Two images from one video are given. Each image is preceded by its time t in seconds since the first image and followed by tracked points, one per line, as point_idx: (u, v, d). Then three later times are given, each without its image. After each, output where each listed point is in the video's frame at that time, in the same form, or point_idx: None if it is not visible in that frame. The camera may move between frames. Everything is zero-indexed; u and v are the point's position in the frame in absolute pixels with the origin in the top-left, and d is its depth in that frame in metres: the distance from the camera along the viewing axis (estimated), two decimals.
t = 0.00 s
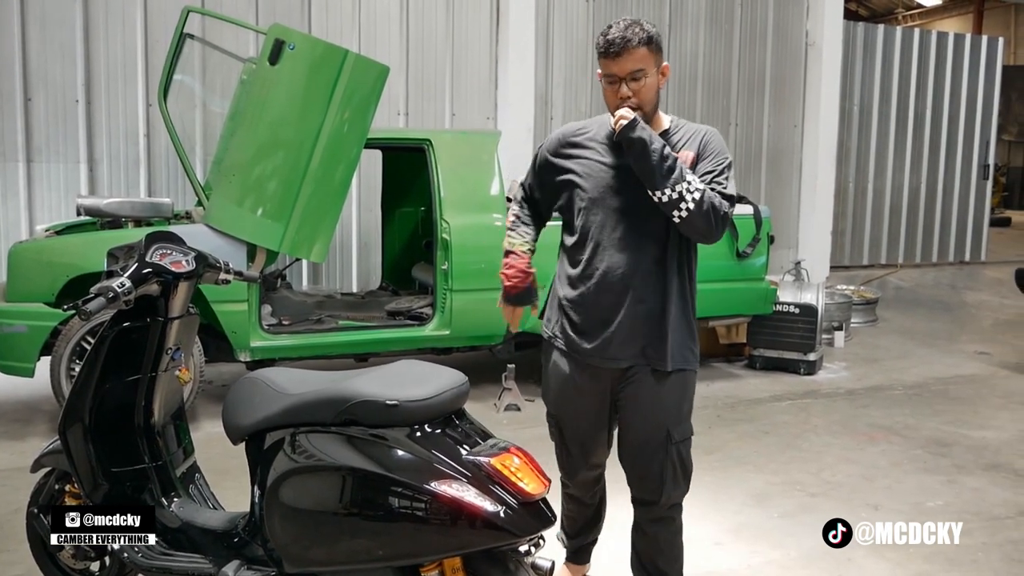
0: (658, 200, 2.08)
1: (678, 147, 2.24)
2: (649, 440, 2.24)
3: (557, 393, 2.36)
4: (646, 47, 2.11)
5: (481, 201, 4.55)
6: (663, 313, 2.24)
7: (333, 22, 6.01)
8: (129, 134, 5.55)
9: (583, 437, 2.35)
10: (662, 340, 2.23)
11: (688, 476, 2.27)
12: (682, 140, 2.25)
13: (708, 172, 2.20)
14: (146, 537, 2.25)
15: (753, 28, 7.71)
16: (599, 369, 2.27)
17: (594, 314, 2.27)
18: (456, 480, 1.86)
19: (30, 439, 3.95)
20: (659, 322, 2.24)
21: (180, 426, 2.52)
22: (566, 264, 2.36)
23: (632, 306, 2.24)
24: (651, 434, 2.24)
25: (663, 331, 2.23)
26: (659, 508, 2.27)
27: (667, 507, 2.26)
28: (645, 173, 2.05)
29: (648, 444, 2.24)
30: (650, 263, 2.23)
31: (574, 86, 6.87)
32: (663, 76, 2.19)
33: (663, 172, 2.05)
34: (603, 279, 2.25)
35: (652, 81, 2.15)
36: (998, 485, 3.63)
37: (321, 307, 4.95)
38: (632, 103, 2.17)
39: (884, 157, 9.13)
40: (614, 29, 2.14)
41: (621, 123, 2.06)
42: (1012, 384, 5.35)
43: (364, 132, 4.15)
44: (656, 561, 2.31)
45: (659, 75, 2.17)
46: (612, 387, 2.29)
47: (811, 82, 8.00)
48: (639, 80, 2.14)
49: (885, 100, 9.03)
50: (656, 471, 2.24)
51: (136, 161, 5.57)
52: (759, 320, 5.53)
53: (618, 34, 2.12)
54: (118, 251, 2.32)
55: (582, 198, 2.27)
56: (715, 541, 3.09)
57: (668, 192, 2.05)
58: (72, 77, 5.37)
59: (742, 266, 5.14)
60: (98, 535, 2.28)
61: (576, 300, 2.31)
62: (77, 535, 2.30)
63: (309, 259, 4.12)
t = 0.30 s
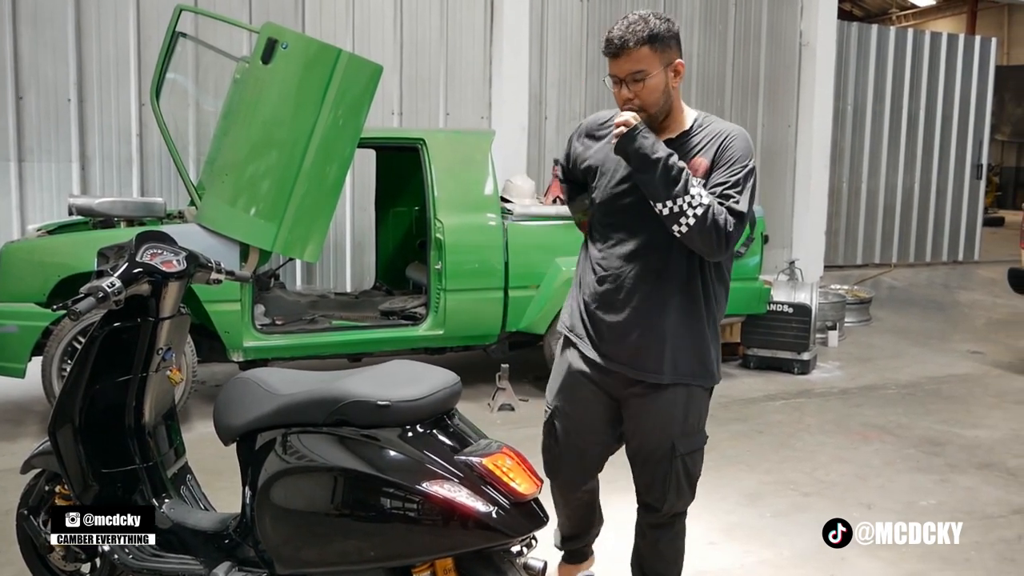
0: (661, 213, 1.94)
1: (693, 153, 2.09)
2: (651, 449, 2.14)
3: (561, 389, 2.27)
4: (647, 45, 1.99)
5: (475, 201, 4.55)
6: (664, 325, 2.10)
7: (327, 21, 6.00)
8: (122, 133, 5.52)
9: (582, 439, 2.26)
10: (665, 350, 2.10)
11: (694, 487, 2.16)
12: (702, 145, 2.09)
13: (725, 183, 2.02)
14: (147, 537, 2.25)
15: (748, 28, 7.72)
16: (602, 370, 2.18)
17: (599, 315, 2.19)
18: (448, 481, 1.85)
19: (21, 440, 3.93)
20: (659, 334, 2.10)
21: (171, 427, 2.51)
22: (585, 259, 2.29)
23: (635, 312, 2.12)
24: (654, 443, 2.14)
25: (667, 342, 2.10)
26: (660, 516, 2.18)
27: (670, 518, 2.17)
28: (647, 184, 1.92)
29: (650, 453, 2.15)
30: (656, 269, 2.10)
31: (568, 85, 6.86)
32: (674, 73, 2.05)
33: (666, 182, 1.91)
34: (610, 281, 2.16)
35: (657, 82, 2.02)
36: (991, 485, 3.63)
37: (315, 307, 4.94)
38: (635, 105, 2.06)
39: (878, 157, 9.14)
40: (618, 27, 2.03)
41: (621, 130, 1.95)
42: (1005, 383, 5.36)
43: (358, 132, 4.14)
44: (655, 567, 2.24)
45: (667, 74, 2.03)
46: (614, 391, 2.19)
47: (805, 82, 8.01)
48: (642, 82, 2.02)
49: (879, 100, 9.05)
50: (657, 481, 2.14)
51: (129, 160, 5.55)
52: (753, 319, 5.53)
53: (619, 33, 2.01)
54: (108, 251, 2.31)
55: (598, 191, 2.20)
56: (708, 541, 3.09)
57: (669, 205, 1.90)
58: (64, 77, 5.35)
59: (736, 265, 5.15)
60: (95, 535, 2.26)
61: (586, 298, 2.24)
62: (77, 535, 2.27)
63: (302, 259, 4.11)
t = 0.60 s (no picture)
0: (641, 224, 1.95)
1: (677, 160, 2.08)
2: (640, 454, 2.15)
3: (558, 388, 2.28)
4: (624, 48, 2.00)
5: (467, 202, 4.55)
6: (651, 330, 2.10)
7: (317, 22, 5.99)
8: (112, 134, 5.50)
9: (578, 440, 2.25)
10: (652, 358, 2.10)
11: (682, 493, 2.18)
12: (687, 151, 2.08)
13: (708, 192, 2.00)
14: (147, 537, 2.24)
15: (739, 29, 7.74)
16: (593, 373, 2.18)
17: (590, 319, 2.19)
18: (440, 483, 1.85)
19: (11, 442, 3.92)
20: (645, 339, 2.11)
21: (161, 429, 2.51)
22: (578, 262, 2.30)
23: (622, 318, 2.13)
24: (643, 449, 2.15)
25: (654, 349, 2.10)
26: (650, 521, 2.20)
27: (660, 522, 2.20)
28: (625, 196, 1.93)
29: (639, 459, 2.15)
30: (643, 277, 2.09)
31: (560, 87, 6.87)
32: (655, 76, 2.05)
33: (644, 194, 1.92)
34: (598, 285, 2.16)
35: (636, 85, 2.03)
36: (981, 484, 3.65)
37: (306, 308, 4.93)
38: (615, 108, 2.07)
39: (869, 158, 9.18)
40: (597, 32, 2.06)
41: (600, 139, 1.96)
42: (994, 383, 5.39)
43: (350, 133, 4.13)
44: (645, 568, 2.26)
45: (647, 76, 2.03)
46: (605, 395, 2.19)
47: (796, 84, 8.04)
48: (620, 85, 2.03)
49: (869, 101, 9.08)
50: (646, 487, 2.16)
51: (120, 161, 5.53)
52: (744, 320, 5.55)
53: (598, 38, 2.04)
54: (97, 251, 2.30)
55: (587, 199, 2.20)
56: (700, 541, 3.10)
57: (646, 217, 1.92)
58: (54, 78, 5.33)
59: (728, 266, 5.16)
60: (96, 535, 2.23)
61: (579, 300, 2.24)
62: (76, 536, 2.24)
63: (293, 261, 4.10)
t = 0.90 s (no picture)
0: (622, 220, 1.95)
1: (642, 155, 2.09)
2: (620, 453, 2.16)
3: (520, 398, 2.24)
4: (588, 45, 2.01)
5: (458, 202, 4.54)
6: (630, 325, 2.12)
7: (309, 21, 5.98)
8: (102, 134, 5.48)
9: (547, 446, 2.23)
10: (630, 353, 2.12)
11: (661, 486, 2.20)
12: (649, 145, 2.10)
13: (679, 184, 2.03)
14: (147, 537, 2.23)
15: (730, 29, 7.75)
16: (567, 374, 2.16)
17: (560, 320, 2.17)
18: (432, 483, 1.85)
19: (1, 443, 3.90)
20: (623, 335, 2.11)
21: (152, 429, 2.51)
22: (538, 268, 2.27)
23: (599, 317, 2.11)
24: (621, 447, 2.15)
25: (634, 344, 2.12)
26: (633, 520, 2.21)
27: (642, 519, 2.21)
28: (606, 195, 1.92)
29: (619, 457, 2.16)
30: (618, 275, 2.10)
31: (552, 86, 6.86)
32: (617, 75, 2.06)
33: (624, 191, 1.92)
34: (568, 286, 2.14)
35: (599, 83, 2.04)
36: (971, 483, 3.67)
37: (298, 308, 4.92)
38: (579, 107, 2.06)
39: (860, 158, 9.22)
40: (559, 31, 2.06)
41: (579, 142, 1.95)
42: (985, 382, 5.41)
43: (341, 132, 4.12)
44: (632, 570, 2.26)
45: (610, 74, 2.04)
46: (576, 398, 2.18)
47: (787, 83, 8.05)
48: (584, 84, 2.04)
49: (860, 101, 9.12)
50: (628, 484, 2.17)
51: (110, 161, 5.51)
52: (736, 319, 5.56)
53: (561, 37, 2.04)
54: (87, 251, 2.29)
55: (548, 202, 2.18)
56: (692, 541, 3.10)
57: (629, 212, 1.92)
58: (44, 77, 5.30)
59: (721, 265, 5.17)
60: (97, 535, 2.23)
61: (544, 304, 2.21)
62: (76, 536, 2.23)
63: (284, 261, 4.09)
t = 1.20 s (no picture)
0: (588, 225, 2.04)
1: (594, 156, 2.19)
2: (595, 445, 2.24)
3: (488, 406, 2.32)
4: (532, 50, 2.05)
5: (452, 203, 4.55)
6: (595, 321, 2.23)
7: (302, 21, 5.97)
8: (96, 134, 5.46)
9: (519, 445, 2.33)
10: (598, 348, 2.23)
11: (637, 473, 2.29)
12: (598, 147, 2.20)
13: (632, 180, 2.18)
14: (147, 537, 2.25)
15: (724, 29, 7.77)
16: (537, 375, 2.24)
17: (526, 325, 2.24)
18: (427, 485, 1.85)
19: None
20: (589, 330, 2.23)
21: (147, 430, 2.50)
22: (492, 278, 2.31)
23: (568, 317, 2.21)
24: (596, 439, 2.24)
25: (600, 338, 2.23)
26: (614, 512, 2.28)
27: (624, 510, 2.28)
28: (576, 203, 1.99)
29: (592, 451, 2.24)
30: (580, 274, 2.20)
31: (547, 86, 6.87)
32: (557, 78, 2.11)
33: (593, 199, 2.00)
34: (533, 291, 2.22)
35: (545, 87, 2.07)
36: (965, 483, 3.68)
37: (292, 309, 4.92)
38: (528, 112, 2.09)
39: (853, 158, 9.25)
40: (499, 40, 2.08)
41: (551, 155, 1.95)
42: (978, 382, 5.43)
43: (335, 133, 4.12)
44: (622, 561, 2.32)
45: (552, 79, 2.08)
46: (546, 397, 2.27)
47: (781, 84, 8.07)
48: (531, 89, 2.06)
49: (854, 101, 9.14)
50: (603, 476, 2.25)
51: (103, 161, 5.49)
52: (730, 320, 5.57)
53: (501, 45, 2.06)
54: (82, 252, 2.27)
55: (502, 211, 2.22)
56: (687, 541, 3.11)
57: (597, 218, 2.01)
58: (37, 77, 5.29)
59: (715, 266, 5.19)
60: (96, 535, 2.24)
61: (506, 312, 2.27)
62: (74, 537, 2.24)
63: (278, 262, 4.09)
